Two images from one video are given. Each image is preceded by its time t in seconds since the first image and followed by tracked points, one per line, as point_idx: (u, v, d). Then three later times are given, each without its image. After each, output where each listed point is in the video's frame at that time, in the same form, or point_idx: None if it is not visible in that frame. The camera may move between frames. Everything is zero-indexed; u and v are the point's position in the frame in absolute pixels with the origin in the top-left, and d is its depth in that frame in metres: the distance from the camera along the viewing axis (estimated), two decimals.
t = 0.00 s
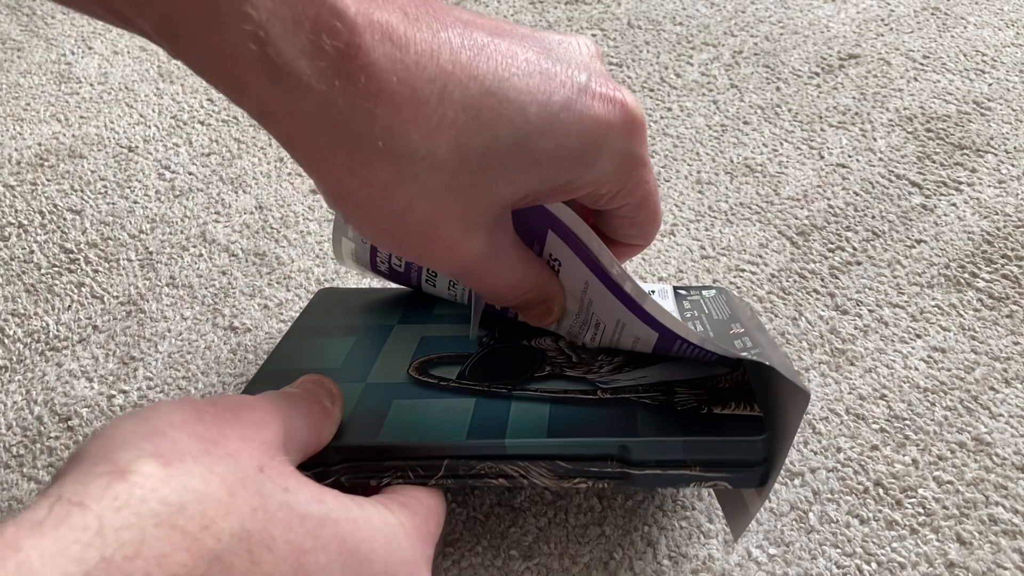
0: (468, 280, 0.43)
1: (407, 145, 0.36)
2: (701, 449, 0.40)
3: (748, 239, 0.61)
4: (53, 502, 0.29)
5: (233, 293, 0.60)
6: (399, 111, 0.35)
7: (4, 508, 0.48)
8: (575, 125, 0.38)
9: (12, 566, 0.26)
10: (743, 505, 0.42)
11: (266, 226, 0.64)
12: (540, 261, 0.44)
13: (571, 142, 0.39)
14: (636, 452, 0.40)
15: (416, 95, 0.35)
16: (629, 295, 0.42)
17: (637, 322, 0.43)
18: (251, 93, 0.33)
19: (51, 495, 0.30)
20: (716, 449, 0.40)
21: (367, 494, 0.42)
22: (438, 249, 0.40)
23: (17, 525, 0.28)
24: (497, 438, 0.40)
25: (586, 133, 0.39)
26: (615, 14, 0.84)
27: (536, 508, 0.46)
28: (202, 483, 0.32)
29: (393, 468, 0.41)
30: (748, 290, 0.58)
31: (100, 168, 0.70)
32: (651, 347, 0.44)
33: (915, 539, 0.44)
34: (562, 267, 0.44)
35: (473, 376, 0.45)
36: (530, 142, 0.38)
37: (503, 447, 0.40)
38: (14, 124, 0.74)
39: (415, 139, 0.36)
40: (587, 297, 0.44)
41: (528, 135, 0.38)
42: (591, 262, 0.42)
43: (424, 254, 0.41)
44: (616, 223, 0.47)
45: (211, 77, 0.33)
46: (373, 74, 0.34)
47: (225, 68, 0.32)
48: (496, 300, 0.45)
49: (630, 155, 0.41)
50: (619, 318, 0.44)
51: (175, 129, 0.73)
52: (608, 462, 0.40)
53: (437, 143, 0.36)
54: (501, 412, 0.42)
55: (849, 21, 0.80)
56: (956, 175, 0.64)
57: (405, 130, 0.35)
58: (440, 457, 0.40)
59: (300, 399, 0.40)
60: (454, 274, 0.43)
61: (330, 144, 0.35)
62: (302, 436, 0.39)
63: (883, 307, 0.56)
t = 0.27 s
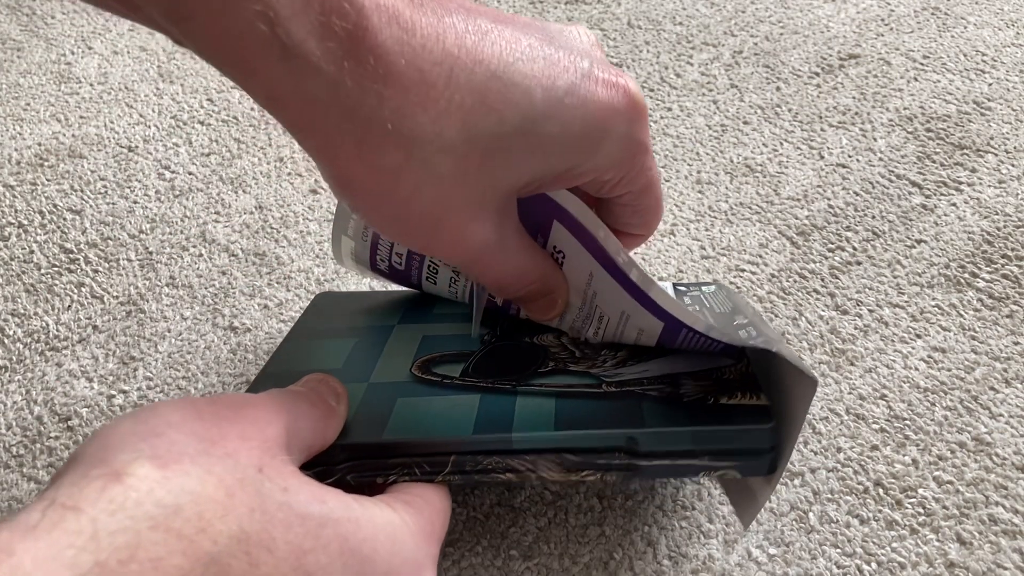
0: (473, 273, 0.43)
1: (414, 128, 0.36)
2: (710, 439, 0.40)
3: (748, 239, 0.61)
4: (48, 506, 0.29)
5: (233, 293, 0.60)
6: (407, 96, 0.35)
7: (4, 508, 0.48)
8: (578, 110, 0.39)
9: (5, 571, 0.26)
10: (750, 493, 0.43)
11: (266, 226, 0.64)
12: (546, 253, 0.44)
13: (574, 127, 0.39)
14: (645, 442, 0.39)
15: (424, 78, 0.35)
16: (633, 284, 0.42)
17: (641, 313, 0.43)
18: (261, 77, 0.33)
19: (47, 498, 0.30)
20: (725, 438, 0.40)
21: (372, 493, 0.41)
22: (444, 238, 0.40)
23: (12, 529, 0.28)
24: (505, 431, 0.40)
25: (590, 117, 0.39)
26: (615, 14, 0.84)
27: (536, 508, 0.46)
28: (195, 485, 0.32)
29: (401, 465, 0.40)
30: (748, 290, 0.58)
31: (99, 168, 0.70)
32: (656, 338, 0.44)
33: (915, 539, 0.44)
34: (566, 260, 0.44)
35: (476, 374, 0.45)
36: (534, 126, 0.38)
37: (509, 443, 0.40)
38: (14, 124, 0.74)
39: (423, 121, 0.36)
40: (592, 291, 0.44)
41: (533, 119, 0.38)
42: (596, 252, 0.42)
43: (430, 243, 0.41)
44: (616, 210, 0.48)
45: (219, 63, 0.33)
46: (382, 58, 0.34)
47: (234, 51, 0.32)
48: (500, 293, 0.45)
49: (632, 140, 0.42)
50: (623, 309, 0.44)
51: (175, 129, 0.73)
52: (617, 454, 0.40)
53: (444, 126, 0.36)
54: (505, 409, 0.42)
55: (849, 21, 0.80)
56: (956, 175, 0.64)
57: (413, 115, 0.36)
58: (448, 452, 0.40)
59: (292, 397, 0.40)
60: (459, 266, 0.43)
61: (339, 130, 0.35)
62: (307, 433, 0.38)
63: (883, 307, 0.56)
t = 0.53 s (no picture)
0: (503, 259, 0.42)
1: (435, 65, 0.37)
2: (776, 418, 0.37)
3: (748, 239, 0.61)
4: None
5: (233, 293, 0.60)
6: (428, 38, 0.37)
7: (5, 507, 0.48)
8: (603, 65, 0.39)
9: None
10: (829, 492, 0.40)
11: (266, 226, 0.64)
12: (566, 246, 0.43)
13: (600, 82, 0.39)
14: (702, 435, 0.37)
15: (446, 18, 0.37)
16: (674, 263, 0.39)
17: (682, 299, 0.41)
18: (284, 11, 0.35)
19: None
20: (793, 415, 0.37)
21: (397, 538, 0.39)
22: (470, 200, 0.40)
23: None
24: (540, 447, 0.38)
25: (617, 75, 0.40)
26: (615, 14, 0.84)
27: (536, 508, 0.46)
28: (103, 540, 0.28)
29: (429, 502, 0.38)
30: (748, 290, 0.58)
31: (100, 168, 0.70)
32: (700, 329, 0.42)
33: (915, 539, 0.44)
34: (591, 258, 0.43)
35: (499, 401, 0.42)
36: (560, 73, 0.39)
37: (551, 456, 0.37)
38: (14, 124, 0.74)
39: (444, 61, 0.37)
40: (620, 289, 0.43)
41: (558, 65, 0.39)
42: (624, 234, 0.40)
43: (457, 209, 0.40)
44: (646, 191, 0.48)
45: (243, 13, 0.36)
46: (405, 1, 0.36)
47: None
48: (528, 292, 0.43)
49: (661, 102, 0.42)
50: (660, 300, 0.42)
51: (175, 129, 0.73)
52: (673, 452, 0.37)
53: (466, 66, 0.37)
54: (540, 424, 0.39)
55: (850, 20, 0.80)
56: (956, 175, 0.64)
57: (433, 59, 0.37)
58: (481, 477, 0.38)
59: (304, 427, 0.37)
60: (488, 248, 0.42)
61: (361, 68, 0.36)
62: (287, 471, 0.35)
63: (883, 307, 0.56)
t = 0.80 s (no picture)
0: (514, 249, 0.42)
1: (455, 50, 0.39)
2: (806, 383, 0.37)
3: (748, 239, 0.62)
4: None
5: (233, 293, 0.60)
6: (442, 23, 0.39)
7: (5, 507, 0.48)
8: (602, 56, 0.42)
9: None
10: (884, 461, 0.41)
11: (266, 226, 0.64)
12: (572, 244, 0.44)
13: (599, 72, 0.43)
14: (729, 403, 0.37)
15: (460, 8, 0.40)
16: (691, 243, 0.41)
17: (698, 283, 0.42)
18: None
19: None
20: (822, 380, 0.37)
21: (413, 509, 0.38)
22: (484, 183, 0.41)
23: None
24: (569, 415, 0.38)
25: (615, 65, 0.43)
26: (615, 13, 0.83)
27: (537, 507, 0.46)
28: (49, 523, 0.26)
29: (449, 473, 0.38)
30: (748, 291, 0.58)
31: (99, 168, 0.70)
32: (716, 316, 0.43)
33: (916, 539, 0.44)
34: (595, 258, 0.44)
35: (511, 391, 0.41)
36: (569, 61, 0.41)
37: (581, 424, 0.38)
38: (14, 124, 0.74)
39: (463, 47, 0.39)
40: (630, 285, 0.43)
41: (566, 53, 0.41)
42: (635, 224, 0.41)
43: (470, 193, 0.41)
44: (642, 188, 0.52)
45: None
46: None
47: None
48: (539, 289, 0.43)
49: (651, 94, 0.45)
50: (675, 289, 0.43)
51: (174, 129, 0.73)
52: (703, 420, 0.38)
53: (483, 52, 0.40)
54: (566, 395, 0.39)
55: (850, 20, 0.80)
56: (956, 175, 0.64)
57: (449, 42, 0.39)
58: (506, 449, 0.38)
59: (317, 381, 0.36)
60: (500, 237, 0.42)
61: (378, 49, 0.38)
62: (285, 434, 0.33)
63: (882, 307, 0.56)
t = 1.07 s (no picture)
0: (514, 252, 0.42)
1: (457, 55, 0.39)
2: (804, 386, 0.37)
3: (748, 240, 0.62)
4: None
5: (233, 293, 0.60)
6: (446, 28, 0.39)
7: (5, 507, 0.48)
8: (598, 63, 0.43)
9: None
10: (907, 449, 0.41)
11: (265, 226, 0.64)
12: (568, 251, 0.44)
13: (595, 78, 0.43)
14: (730, 408, 0.37)
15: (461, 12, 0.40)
16: (685, 250, 0.42)
17: (690, 288, 0.43)
18: None
19: None
20: (817, 381, 0.37)
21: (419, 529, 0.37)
22: (487, 187, 0.41)
23: None
24: (573, 426, 0.37)
25: (610, 73, 0.43)
26: (615, 13, 0.83)
27: (536, 508, 0.46)
28: (65, 544, 0.27)
29: (457, 490, 0.37)
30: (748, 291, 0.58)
31: (99, 168, 0.70)
32: (708, 321, 0.44)
33: (916, 540, 0.44)
34: (589, 266, 0.44)
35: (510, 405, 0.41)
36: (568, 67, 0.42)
37: (584, 436, 0.37)
38: (14, 124, 0.73)
39: (464, 52, 0.39)
40: (624, 291, 0.44)
41: (564, 60, 0.42)
42: (629, 229, 0.42)
43: (472, 197, 0.41)
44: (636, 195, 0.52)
45: None
46: None
47: None
48: (537, 294, 0.43)
49: (644, 101, 0.46)
50: (667, 296, 0.44)
51: (174, 129, 0.73)
52: (704, 427, 0.37)
53: (484, 57, 0.40)
54: (563, 411, 0.39)
55: (850, 20, 0.80)
56: (956, 175, 0.64)
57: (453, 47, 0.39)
58: (512, 464, 0.37)
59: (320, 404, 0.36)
60: (500, 242, 0.42)
61: (385, 54, 0.38)
62: (288, 459, 0.33)
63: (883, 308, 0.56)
